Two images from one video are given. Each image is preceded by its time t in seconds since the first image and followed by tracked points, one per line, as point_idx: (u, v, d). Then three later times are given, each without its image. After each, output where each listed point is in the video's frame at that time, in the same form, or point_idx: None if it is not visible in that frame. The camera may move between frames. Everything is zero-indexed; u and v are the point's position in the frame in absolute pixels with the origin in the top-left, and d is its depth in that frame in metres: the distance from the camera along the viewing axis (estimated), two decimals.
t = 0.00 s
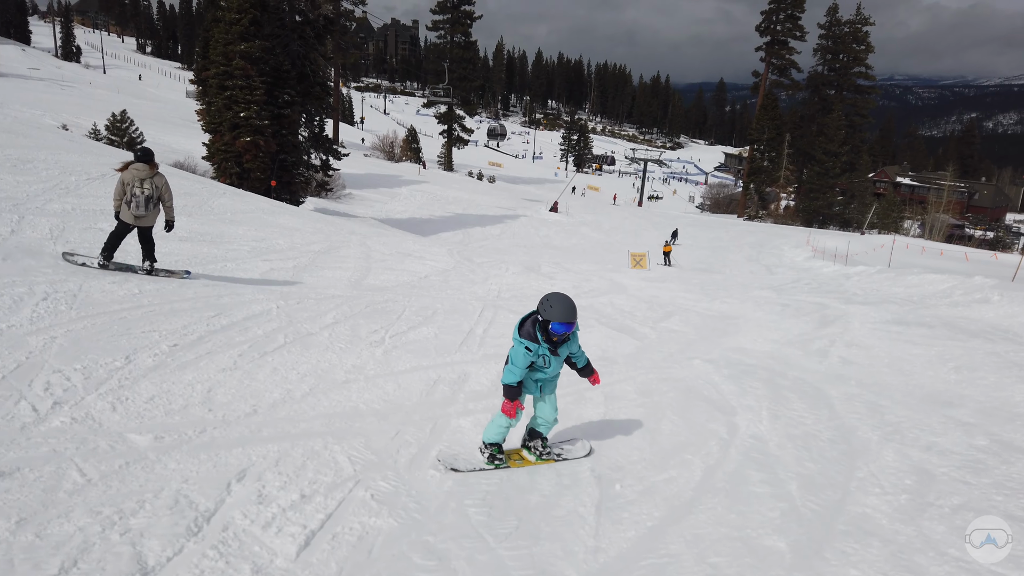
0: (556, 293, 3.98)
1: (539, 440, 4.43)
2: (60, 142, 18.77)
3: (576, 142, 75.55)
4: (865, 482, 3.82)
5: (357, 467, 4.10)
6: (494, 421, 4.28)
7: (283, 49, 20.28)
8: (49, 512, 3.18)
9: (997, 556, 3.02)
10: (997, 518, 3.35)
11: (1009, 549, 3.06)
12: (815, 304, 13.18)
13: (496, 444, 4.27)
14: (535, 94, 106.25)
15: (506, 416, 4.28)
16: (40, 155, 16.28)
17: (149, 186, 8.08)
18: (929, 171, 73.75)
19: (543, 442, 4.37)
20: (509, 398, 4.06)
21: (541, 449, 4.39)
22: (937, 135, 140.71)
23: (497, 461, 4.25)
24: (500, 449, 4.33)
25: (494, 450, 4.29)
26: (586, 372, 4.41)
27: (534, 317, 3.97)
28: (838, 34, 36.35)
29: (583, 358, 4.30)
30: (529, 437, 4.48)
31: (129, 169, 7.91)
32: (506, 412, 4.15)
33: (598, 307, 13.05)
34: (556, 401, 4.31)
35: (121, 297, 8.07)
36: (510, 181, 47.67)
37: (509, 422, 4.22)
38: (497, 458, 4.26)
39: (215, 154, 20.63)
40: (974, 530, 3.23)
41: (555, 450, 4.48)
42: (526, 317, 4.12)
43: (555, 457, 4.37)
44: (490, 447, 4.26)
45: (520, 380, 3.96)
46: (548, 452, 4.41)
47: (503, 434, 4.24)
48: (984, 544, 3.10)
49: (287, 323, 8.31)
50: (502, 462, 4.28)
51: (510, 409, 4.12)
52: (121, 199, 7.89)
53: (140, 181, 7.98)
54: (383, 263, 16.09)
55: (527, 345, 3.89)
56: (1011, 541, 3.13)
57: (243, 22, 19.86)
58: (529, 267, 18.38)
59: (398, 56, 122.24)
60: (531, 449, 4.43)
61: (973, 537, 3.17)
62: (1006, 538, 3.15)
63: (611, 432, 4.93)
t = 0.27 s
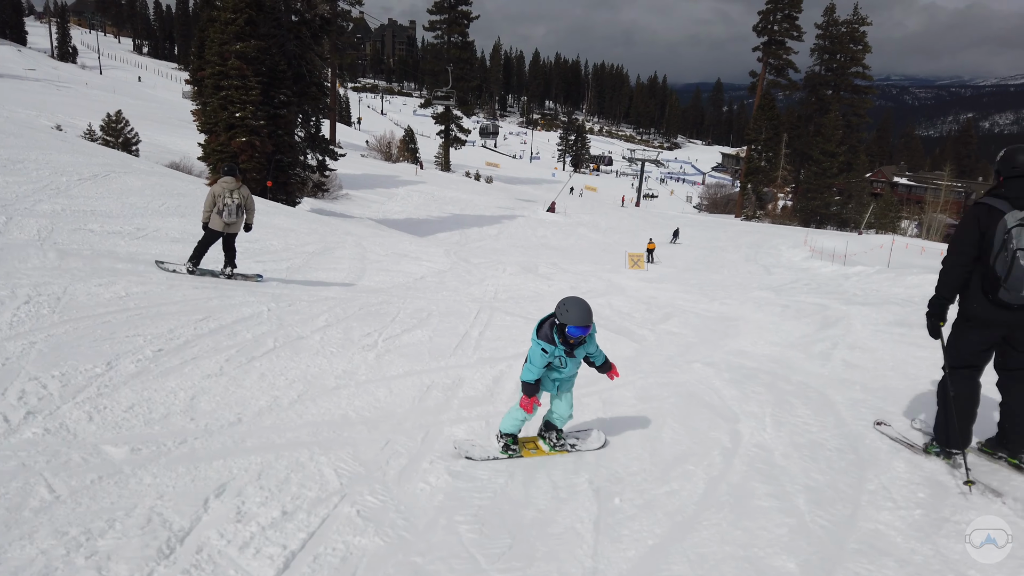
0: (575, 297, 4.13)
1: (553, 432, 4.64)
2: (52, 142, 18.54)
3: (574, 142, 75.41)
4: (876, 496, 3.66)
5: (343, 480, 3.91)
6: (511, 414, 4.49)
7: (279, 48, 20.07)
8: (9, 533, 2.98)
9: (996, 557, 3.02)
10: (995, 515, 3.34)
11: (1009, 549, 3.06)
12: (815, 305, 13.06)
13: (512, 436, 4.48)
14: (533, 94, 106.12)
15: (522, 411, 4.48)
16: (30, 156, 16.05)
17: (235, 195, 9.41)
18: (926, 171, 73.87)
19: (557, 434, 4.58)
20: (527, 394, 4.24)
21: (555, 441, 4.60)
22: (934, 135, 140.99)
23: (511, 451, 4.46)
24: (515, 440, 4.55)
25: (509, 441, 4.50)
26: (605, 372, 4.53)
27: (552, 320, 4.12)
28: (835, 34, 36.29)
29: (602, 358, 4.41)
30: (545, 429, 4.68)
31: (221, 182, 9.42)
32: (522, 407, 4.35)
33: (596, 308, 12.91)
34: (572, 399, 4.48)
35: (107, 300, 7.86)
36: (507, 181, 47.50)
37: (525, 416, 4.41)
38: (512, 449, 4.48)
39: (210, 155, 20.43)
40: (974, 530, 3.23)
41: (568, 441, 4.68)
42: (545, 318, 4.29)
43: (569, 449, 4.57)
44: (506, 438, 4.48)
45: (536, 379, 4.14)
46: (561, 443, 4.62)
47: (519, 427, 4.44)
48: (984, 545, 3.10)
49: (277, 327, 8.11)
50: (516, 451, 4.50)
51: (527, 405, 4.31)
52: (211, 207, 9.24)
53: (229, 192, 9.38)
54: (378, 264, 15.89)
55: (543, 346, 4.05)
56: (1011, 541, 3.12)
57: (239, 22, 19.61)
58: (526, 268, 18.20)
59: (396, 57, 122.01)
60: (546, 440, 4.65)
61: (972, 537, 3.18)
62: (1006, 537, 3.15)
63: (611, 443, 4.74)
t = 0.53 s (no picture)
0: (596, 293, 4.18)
1: (580, 431, 4.64)
2: (41, 141, 18.27)
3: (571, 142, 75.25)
4: (886, 510, 3.46)
5: (321, 494, 3.68)
6: (535, 412, 4.55)
7: (273, 48, 19.79)
8: None
9: (996, 556, 3.00)
10: (996, 518, 3.31)
11: (1008, 549, 3.04)
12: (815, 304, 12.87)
13: (537, 434, 4.53)
14: (530, 94, 105.95)
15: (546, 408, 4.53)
16: (18, 154, 15.80)
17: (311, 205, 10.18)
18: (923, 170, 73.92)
19: (583, 433, 4.59)
20: (547, 389, 4.31)
21: (582, 440, 4.60)
22: (931, 135, 141.25)
23: (535, 449, 4.52)
24: (540, 438, 4.59)
25: (534, 438, 4.56)
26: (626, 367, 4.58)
27: (572, 316, 4.18)
28: (832, 33, 36.09)
29: (622, 354, 4.46)
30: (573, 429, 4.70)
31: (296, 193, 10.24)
32: (543, 403, 4.40)
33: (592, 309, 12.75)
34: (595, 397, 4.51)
35: (87, 302, 7.62)
36: (504, 181, 47.31)
37: (548, 412, 4.47)
38: (536, 446, 4.54)
39: (205, 154, 20.29)
40: (975, 530, 3.20)
41: (596, 441, 4.68)
42: (567, 313, 4.34)
43: (596, 449, 4.58)
44: (531, 436, 4.54)
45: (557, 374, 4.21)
46: (588, 443, 4.62)
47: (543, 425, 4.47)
48: (984, 545, 3.08)
49: (264, 330, 7.87)
50: (541, 449, 4.55)
51: (547, 400, 4.36)
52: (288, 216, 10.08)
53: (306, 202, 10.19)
54: (372, 264, 15.69)
55: (563, 341, 4.12)
56: (1012, 542, 3.09)
57: (234, 20, 19.36)
58: (523, 268, 18.00)
59: (393, 56, 121.68)
60: (573, 439, 4.66)
61: (974, 538, 3.15)
62: (1006, 538, 3.12)
63: (607, 455, 4.51)
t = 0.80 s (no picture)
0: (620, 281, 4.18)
1: (615, 432, 4.54)
2: (28, 139, 17.90)
3: (568, 141, 74.96)
4: (907, 527, 3.26)
5: (299, 510, 3.43)
6: (566, 412, 4.48)
7: (268, 46, 19.65)
8: None
9: (998, 557, 2.97)
10: (997, 518, 3.29)
11: (1009, 550, 3.01)
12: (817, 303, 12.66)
13: (570, 435, 4.45)
14: (527, 93, 105.65)
15: (577, 407, 4.48)
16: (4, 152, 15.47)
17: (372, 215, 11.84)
18: (919, 168, 73.94)
19: (618, 435, 4.50)
20: (573, 382, 4.28)
21: (618, 442, 4.50)
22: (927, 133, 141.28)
23: (569, 451, 4.45)
24: (574, 441, 4.50)
25: (568, 441, 4.48)
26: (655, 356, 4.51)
27: (596, 305, 4.18)
28: (830, 32, 35.90)
29: (650, 343, 4.40)
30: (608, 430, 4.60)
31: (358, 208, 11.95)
32: (572, 398, 4.37)
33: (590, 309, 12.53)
34: (626, 392, 4.44)
35: (66, 303, 7.34)
36: (501, 181, 47.03)
37: (578, 410, 4.41)
38: (570, 449, 4.45)
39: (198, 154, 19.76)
40: (975, 530, 3.18)
41: (633, 445, 4.56)
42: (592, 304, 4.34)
43: (632, 451, 4.46)
44: (564, 439, 4.46)
45: (583, 365, 4.20)
46: (624, 445, 4.51)
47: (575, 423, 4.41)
48: (984, 545, 3.05)
49: (250, 331, 7.60)
50: (575, 453, 4.46)
51: (575, 393, 4.33)
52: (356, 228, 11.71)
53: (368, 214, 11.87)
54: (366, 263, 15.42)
55: (587, 331, 4.11)
56: (1012, 542, 3.07)
57: (229, 18, 18.84)
58: (519, 267, 17.78)
59: (389, 55, 121.11)
60: (609, 442, 4.56)
61: (974, 538, 3.13)
62: (1007, 538, 3.10)
63: (606, 465, 4.27)
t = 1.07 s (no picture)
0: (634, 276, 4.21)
1: (634, 434, 4.50)
2: (16, 137, 17.57)
3: (566, 141, 74.73)
4: (926, 550, 3.05)
5: (266, 532, 3.16)
6: (584, 414, 4.46)
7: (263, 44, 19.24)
8: None
9: (999, 556, 2.98)
10: (997, 519, 3.31)
11: (1010, 549, 3.02)
12: (816, 303, 12.41)
13: (589, 437, 4.42)
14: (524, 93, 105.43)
15: (596, 409, 4.40)
16: None
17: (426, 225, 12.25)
18: (916, 168, 73.91)
19: (637, 437, 4.47)
20: (592, 382, 4.28)
21: (637, 444, 4.46)
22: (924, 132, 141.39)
23: (588, 454, 4.38)
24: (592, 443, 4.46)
25: (586, 443, 4.43)
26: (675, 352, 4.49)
27: (611, 302, 4.21)
28: (826, 31, 35.70)
29: (668, 339, 4.39)
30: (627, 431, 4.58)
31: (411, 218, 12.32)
32: (591, 399, 4.36)
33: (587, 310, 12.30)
34: (645, 392, 4.43)
35: (40, 306, 7.05)
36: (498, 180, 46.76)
37: (597, 411, 4.39)
38: (588, 451, 4.40)
39: (193, 153, 19.69)
40: (975, 530, 3.20)
41: (652, 447, 4.52)
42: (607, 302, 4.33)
43: (652, 453, 4.42)
44: (582, 441, 4.42)
45: (601, 362, 4.20)
46: (644, 447, 4.47)
47: (595, 425, 4.38)
48: (984, 545, 3.06)
49: (232, 334, 7.31)
50: (594, 455, 4.42)
51: (595, 393, 4.32)
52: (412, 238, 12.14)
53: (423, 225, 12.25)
54: (359, 263, 15.15)
55: (602, 327, 4.13)
56: (1012, 541, 3.09)
57: (222, 15, 18.54)
58: (515, 267, 17.54)
59: (386, 55, 120.69)
60: (628, 444, 4.52)
61: (973, 538, 3.14)
62: (1007, 538, 3.11)
63: (601, 479, 3.99)
